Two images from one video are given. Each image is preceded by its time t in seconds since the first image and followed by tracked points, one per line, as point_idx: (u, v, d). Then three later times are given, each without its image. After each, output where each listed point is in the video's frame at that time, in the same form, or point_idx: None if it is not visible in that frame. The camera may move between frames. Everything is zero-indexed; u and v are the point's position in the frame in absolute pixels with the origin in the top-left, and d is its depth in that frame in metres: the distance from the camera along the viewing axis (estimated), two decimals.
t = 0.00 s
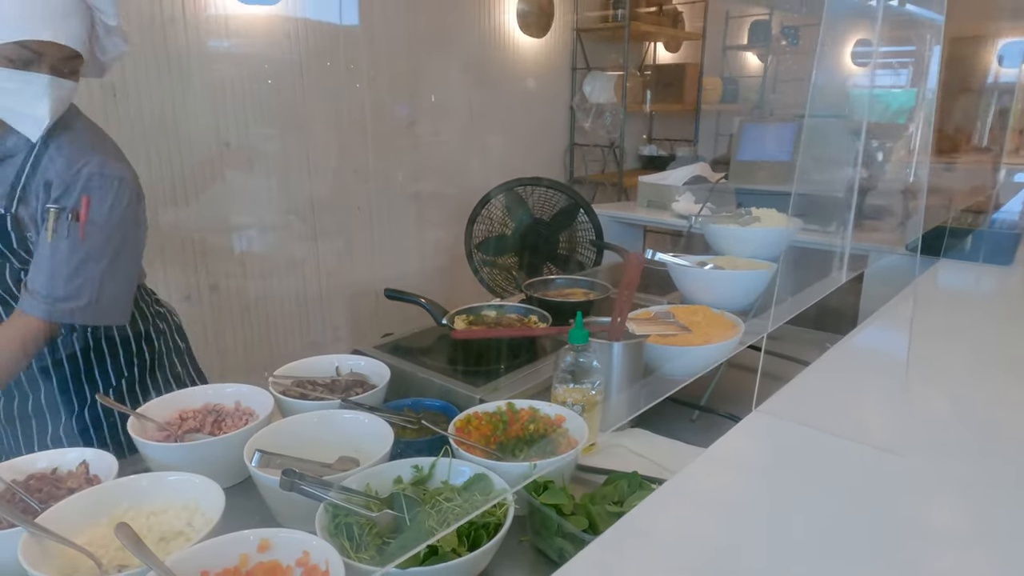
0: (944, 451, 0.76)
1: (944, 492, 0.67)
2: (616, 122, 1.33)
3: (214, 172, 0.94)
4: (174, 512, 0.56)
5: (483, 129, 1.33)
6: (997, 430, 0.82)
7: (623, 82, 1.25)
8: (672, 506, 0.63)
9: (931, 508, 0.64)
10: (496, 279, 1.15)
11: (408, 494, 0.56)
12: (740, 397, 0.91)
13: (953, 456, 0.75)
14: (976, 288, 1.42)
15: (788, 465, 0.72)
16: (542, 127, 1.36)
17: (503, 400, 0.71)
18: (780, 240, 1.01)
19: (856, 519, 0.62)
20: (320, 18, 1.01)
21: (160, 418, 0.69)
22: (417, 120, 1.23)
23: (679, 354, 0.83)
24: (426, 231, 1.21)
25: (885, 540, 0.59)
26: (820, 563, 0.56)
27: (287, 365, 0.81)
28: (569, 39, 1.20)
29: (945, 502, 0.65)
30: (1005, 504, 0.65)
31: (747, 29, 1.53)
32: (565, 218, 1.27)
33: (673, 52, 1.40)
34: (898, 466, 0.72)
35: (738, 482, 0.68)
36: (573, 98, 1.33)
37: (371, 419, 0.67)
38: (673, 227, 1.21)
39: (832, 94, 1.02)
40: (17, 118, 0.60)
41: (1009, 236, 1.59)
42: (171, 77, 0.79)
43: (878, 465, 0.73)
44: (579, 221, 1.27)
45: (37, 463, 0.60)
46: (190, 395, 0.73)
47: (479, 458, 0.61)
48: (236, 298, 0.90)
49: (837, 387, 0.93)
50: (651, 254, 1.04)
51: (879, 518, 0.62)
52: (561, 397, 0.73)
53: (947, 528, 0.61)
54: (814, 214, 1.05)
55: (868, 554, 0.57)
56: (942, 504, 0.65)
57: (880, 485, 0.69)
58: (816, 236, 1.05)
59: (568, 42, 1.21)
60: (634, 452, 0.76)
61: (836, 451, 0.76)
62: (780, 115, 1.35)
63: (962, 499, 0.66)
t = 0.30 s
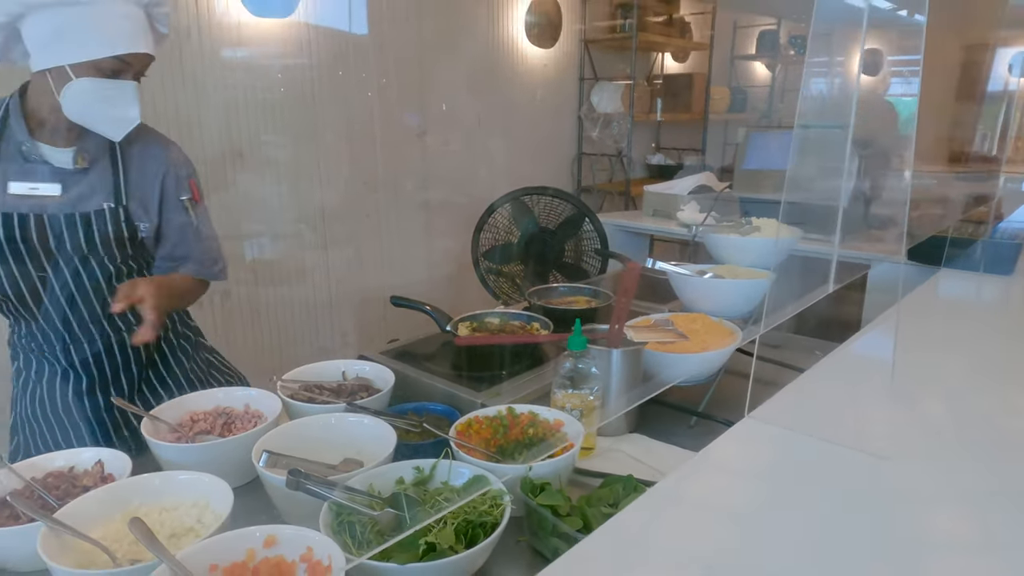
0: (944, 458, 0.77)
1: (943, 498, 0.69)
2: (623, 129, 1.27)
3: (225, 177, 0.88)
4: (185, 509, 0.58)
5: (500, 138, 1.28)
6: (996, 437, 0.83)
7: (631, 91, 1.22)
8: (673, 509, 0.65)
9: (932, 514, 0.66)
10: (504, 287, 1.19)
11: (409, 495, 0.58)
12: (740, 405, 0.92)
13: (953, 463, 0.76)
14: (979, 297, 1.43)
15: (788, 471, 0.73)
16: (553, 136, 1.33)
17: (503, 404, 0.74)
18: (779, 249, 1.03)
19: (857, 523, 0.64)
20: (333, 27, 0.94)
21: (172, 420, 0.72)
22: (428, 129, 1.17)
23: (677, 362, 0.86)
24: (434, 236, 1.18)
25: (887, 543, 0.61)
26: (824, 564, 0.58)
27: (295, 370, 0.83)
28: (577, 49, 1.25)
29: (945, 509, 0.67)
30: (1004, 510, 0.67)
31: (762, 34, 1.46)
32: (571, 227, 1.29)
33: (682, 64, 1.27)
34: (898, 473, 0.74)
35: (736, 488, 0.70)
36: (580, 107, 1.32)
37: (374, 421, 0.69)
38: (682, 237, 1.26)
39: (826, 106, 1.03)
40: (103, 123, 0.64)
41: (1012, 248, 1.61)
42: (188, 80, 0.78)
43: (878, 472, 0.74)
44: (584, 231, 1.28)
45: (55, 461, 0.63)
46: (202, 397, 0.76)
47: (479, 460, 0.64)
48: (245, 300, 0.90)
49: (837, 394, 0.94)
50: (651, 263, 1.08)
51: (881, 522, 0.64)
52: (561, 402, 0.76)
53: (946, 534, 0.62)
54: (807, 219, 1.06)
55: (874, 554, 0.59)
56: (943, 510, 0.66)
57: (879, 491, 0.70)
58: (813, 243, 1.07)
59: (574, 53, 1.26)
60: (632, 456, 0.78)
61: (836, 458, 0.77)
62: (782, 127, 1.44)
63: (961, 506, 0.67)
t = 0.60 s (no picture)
0: (947, 466, 0.78)
1: (947, 505, 0.70)
2: (631, 138, 1.38)
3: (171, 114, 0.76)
4: (197, 509, 0.60)
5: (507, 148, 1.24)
6: (999, 445, 0.84)
7: (638, 98, 1.31)
8: (678, 515, 0.67)
9: (938, 522, 0.67)
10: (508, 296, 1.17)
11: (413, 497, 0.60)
12: (740, 412, 0.94)
13: (956, 471, 0.77)
14: (984, 306, 1.44)
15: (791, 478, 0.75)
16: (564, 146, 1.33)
17: (506, 410, 0.75)
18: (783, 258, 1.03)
19: (862, 529, 0.65)
20: (342, 30, 0.87)
21: (185, 423, 0.74)
22: (437, 136, 1.08)
23: (675, 371, 0.89)
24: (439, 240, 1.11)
25: (894, 549, 0.62)
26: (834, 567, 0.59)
27: (304, 375, 0.86)
28: (585, 59, 1.25)
29: (949, 516, 0.68)
30: (1007, 517, 0.68)
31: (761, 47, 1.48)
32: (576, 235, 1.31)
33: (687, 74, 1.41)
34: (900, 479, 0.75)
35: (737, 494, 0.71)
36: (587, 116, 1.30)
37: (381, 426, 0.71)
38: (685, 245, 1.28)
39: (828, 116, 1.02)
40: (242, 130, 0.76)
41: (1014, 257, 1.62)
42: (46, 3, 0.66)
43: (880, 478, 0.75)
44: (592, 239, 1.31)
45: (75, 461, 0.65)
46: (214, 401, 0.78)
47: (482, 465, 0.66)
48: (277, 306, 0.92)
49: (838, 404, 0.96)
50: (654, 272, 1.11)
51: (891, 527, 0.66)
52: (562, 408, 0.78)
53: (951, 540, 0.64)
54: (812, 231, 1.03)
55: (891, 557, 0.61)
56: (949, 518, 0.68)
57: (881, 498, 0.71)
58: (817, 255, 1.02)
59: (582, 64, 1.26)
60: (633, 462, 0.80)
61: (839, 465, 0.78)
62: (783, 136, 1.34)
63: (965, 513, 0.69)
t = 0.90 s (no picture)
0: (945, 467, 0.80)
1: (947, 507, 0.71)
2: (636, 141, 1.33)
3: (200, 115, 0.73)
4: (206, 503, 0.63)
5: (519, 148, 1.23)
6: (995, 447, 0.86)
7: (645, 105, 1.26)
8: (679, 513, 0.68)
9: (937, 523, 0.68)
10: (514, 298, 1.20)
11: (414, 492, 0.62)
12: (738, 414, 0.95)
13: (953, 472, 0.79)
14: (982, 309, 1.45)
15: (790, 478, 0.76)
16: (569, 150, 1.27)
17: (507, 408, 0.75)
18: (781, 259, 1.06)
19: (863, 530, 0.67)
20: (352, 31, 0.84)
21: (193, 420, 0.76)
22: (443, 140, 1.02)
23: (672, 373, 0.93)
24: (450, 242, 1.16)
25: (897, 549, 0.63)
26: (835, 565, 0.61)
27: (309, 375, 0.88)
28: (592, 66, 1.21)
29: (948, 517, 0.69)
30: (1006, 518, 0.69)
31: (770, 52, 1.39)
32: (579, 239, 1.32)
33: (696, 79, 1.31)
34: (900, 481, 0.76)
35: (735, 493, 0.73)
36: (593, 121, 1.27)
37: (383, 425, 0.75)
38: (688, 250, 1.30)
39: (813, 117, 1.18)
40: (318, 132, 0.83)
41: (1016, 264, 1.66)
42: None
43: (877, 480, 0.76)
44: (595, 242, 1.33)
45: (87, 457, 0.66)
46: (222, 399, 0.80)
47: (482, 463, 0.68)
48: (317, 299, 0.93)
49: (835, 405, 0.97)
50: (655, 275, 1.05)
51: (894, 529, 0.67)
52: (561, 408, 0.80)
53: (951, 541, 0.65)
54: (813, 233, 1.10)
55: (892, 556, 0.62)
56: (949, 519, 0.69)
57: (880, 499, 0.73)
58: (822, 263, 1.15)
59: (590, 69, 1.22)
60: (630, 462, 0.82)
61: (838, 465, 0.79)
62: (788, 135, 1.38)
63: (963, 514, 0.70)
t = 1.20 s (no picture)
0: (946, 466, 0.79)
1: (949, 507, 0.70)
2: (636, 145, 1.45)
3: (208, 117, 0.91)
4: (206, 492, 0.64)
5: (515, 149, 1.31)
6: (995, 445, 0.85)
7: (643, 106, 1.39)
8: (674, 510, 0.68)
9: (937, 522, 0.67)
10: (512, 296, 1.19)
11: (408, 481, 0.65)
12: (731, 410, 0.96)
13: (953, 470, 0.78)
14: (980, 309, 1.45)
15: (786, 474, 0.75)
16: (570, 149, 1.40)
17: (501, 403, 0.80)
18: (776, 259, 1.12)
19: (860, 526, 0.66)
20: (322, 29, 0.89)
21: (195, 414, 0.78)
22: (445, 140, 1.17)
23: (663, 368, 0.95)
24: (464, 238, 1.21)
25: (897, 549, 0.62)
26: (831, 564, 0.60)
27: (310, 370, 0.90)
28: (592, 66, 1.33)
29: (949, 517, 0.68)
30: (1008, 518, 0.68)
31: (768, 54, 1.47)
32: (579, 239, 1.37)
33: (694, 79, 1.48)
34: (887, 474, 0.76)
35: (722, 484, 0.73)
36: (594, 123, 1.40)
37: (380, 418, 0.75)
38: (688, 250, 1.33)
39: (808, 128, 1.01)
40: (380, 136, 0.99)
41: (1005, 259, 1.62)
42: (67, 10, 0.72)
43: (864, 472, 0.77)
44: (594, 242, 1.37)
45: (91, 448, 0.69)
46: (223, 393, 0.83)
47: (474, 453, 0.70)
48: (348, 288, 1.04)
49: (830, 401, 0.97)
50: (650, 275, 1.17)
51: (880, 520, 0.67)
52: (555, 402, 0.83)
53: (951, 541, 0.64)
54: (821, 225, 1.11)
55: (880, 551, 0.62)
56: (952, 520, 0.67)
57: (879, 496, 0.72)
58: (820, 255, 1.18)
59: (590, 71, 1.34)
60: (622, 455, 0.83)
61: (828, 459, 0.80)
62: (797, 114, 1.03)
63: (968, 516, 0.68)
